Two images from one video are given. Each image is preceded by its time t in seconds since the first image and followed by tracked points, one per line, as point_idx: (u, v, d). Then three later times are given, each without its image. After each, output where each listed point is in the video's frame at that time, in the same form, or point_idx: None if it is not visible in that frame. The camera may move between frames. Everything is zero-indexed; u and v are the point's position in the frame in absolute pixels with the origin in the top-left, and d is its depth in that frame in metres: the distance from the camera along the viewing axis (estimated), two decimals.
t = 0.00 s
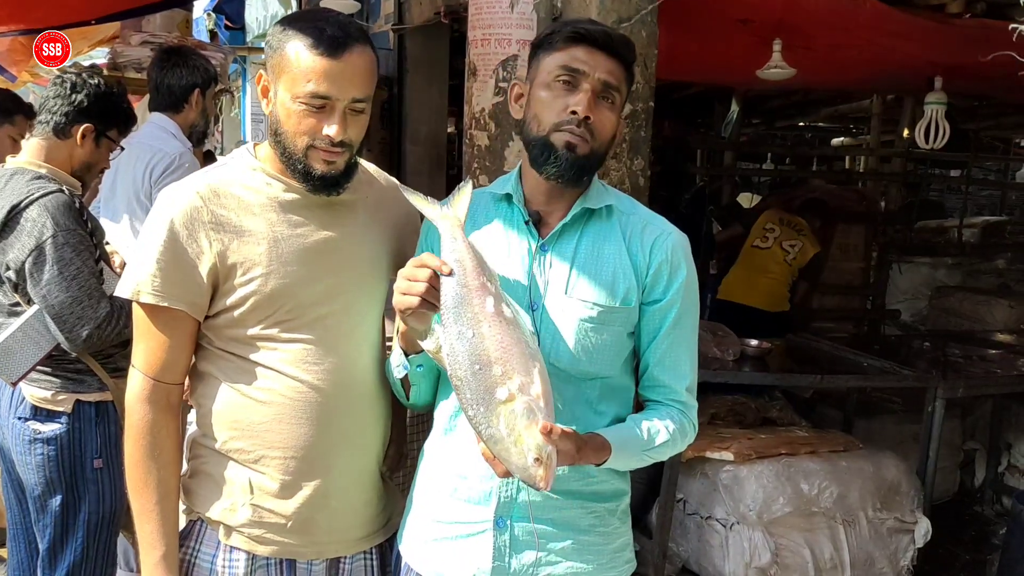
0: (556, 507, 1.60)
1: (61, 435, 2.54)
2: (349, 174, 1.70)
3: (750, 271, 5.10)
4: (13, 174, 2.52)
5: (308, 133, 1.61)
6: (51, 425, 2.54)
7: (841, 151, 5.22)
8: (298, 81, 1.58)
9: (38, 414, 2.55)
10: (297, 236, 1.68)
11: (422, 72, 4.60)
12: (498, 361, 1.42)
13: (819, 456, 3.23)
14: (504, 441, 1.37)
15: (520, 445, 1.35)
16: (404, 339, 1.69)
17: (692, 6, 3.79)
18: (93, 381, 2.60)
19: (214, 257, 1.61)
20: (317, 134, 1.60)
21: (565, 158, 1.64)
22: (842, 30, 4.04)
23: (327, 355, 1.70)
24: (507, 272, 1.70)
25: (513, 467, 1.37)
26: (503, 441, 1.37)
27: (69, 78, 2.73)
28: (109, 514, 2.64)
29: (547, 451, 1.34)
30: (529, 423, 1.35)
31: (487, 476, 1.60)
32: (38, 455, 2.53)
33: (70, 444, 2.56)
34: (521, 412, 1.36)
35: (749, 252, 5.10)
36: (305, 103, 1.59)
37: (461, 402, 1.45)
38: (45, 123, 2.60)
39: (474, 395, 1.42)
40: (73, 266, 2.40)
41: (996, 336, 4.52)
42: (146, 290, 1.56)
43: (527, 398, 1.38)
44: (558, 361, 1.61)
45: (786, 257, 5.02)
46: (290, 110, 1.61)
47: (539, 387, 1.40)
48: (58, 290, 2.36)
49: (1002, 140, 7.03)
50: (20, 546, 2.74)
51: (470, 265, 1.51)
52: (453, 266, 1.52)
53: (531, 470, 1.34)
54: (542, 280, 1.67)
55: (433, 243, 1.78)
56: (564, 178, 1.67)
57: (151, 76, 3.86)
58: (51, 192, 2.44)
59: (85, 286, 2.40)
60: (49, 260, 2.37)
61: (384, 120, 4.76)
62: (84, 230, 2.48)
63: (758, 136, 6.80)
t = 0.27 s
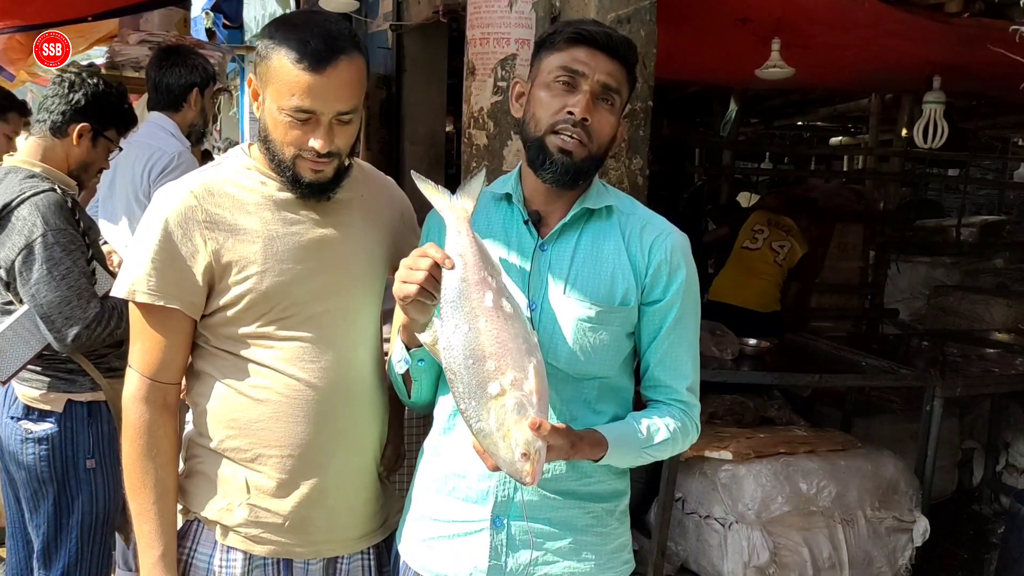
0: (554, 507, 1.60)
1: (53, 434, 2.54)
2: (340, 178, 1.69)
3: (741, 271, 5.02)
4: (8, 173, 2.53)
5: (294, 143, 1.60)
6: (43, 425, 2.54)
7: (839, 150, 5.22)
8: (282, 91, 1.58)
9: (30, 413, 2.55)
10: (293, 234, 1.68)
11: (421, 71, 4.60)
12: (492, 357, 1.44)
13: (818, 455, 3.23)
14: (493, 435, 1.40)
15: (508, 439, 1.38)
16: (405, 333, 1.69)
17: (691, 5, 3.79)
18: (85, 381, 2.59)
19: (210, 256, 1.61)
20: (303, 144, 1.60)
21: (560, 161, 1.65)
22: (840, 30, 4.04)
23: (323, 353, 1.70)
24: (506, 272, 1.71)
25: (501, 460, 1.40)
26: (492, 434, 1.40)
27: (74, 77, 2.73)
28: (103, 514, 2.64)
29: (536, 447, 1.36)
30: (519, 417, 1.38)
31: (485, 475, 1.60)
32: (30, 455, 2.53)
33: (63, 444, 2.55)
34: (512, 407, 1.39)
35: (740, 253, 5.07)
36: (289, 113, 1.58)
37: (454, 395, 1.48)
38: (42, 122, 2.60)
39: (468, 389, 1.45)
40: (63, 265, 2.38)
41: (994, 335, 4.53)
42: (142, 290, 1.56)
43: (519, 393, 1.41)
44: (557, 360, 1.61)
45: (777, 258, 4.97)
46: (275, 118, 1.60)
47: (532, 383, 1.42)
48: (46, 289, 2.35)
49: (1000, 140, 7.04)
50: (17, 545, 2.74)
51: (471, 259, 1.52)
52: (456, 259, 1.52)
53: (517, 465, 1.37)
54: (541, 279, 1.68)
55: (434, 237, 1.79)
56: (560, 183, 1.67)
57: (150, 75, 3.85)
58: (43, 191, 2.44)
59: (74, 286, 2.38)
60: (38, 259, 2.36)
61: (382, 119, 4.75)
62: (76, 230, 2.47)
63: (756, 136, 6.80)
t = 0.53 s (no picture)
0: (556, 505, 1.60)
1: (46, 433, 2.54)
2: (338, 178, 1.69)
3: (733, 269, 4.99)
4: (3, 171, 2.52)
5: (292, 143, 1.60)
6: (36, 423, 2.54)
7: (841, 149, 5.22)
8: (278, 91, 1.57)
9: (24, 411, 2.55)
10: (293, 233, 1.67)
11: (422, 70, 4.59)
12: (489, 356, 1.44)
13: (819, 455, 3.22)
14: (488, 434, 1.41)
15: (502, 438, 1.38)
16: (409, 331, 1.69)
17: (692, 4, 3.78)
18: (78, 380, 2.57)
19: (209, 255, 1.61)
20: (300, 145, 1.60)
21: (561, 158, 1.64)
22: (842, 29, 4.03)
23: (323, 352, 1.69)
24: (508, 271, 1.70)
25: (496, 459, 1.41)
26: (486, 434, 1.40)
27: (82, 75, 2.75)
28: (97, 514, 2.63)
29: (529, 446, 1.37)
30: (512, 417, 1.38)
31: (487, 474, 1.60)
32: (23, 453, 2.53)
33: (56, 442, 2.55)
34: (506, 406, 1.39)
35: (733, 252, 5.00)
36: (285, 113, 1.58)
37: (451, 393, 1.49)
38: (43, 120, 2.60)
39: (464, 387, 1.45)
40: (51, 264, 2.36)
41: (996, 334, 4.53)
42: (141, 290, 1.56)
43: (514, 392, 1.41)
44: (559, 358, 1.61)
45: (770, 258, 4.92)
46: (273, 117, 1.60)
47: (528, 382, 1.42)
48: (34, 288, 2.34)
49: (1000, 139, 7.04)
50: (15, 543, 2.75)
51: (468, 257, 1.50)
52: (455, 257, 1.51)
53: (511, 465, 1.38)
54: (543, 278, 1.67)
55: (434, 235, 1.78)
56: (561, 179, 1.67)
57: (151, 73, 3.85)
58: (34, 189, 2.43)
59: (62, 284, 2.36)
60: (26, 257, 2.35)
61: (383, 117, 4.75)
62: (67, 229, 2.46)
63: (757, 135, 6.79)
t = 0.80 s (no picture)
0: (563, 501, 1.60)
1: (45, 428, 2.54)
2: (345, 169, 1.68)
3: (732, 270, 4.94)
4: (4, 166, 2.53)
5: (298, 131, 1.60)
6: (36, 418, 2.55)
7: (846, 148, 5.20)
8: (284, 79, 1.58)
9: (24, 406, 2.56)
10: (299, 228, 1.67)
11: (427, 68, 4.59)
12: (495, 351, 1.44)
13: (825, 453, 3.21)
14: (496, 430, 1.40)
15: (510, 435, 1.37)
16: (416, 329, 1.69)
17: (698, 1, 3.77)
18: (78, 376, 2.57)
19: (216, 251, 1.61)
20: (307, 133, 1.60)
21: (565, 158, 1.65)
22: (848, 26, 4.03)
23: (329, 347, 1.69)
24: (514, 267, 1.70)
25: (504, 455, 1.40)
26: (494, 430, 1.40)
27: (89, 72, 2.75)
28: (97, 512, 2.61)
29: (538, 442, 1.36)
30: (520, 412, 1.38)
31: (493, 470, 1.60)
32: (23, 449, 2.54)
33: (54, 438, 2.54)
34: (514, 402, 1.39)
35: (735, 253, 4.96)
36: (291, 101, 1.59)
37: (458, 389, 1.49)
38: (48, 116, 2.62)
39: (471, 383, 1.45)
40: (44, 259, 2.36)
41: (1002, 333, 4.51)
42: (148, 285, 1.56)
43: (521, 388, 1.40)
44: (566, 354, 1.61)
45: (771, 260, 4.89)
46: (279, 108, 1.61)
47: (535, 377, 1.41)
48: (26, 283, 2.34)
49: (1006, 138, 7.02)
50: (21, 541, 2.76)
51: (473, 253, 1.50)
52: (461, 254, 1.51)
53: (519, 460, 1.37)
54: (549, 274, 1.67)
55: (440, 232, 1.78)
56: (565, 179, 1.67)
57: (156, 71, 3.85)
58: (31, 184, 2.42)
59: (54, 281, 2.35)
60: (19, 253, 2.35)
61: (388, 116, 4.75)
62: (63, 224, 2.44)
63: (761, 133, 6.78)
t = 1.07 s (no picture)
0: (570, 501, 1.60)
1: (43, 427, 2.54)
2: (351, 165, 1.68)
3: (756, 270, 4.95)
4: (9, 165, 2.55)
5: (303, 123, 1.61)
6: (35, 416, 2.55)
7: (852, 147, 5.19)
8: (288, 71, 1.59)
9: (25, 404, 2.57)
10: (306, 227, 1.68)
11: (432, 67, 4.60)
12: (502, 351, 1.44)
13: (831, 453, 3.21)
14: (503, 431, 1.41)
15: (518, 435, 1.38)
16: (422, 331, 1.69)
17: None
18: (76, 374, 2.57)
19: (223, 250, 1.62)
20: (311, 125, 1.61)
21: (568, 159, 1.65)
22: (854, 25, 4.02)
23: (336, 346, 1.70)
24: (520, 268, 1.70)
25: (511, 456, 1.40)
26: (501, 431, 1.40)
27: (98, 72, 2.76)
28: (96, 511, 2.60)
29: (545, 442, 1.36)
30: (527, 412, 1.38)
31: (500, 469, 1.60)
32: (22, 446, 2.55)
33: (52, 436, 2.54)
34: (521, 402, 1.39)
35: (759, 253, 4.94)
36: (295, 93, 1.60)
37: (464, 389, 1.49)
38: (58, 115, 2.64)
39: (479, 383, 1.45)
40: (40, 257, 2.36)
41: (1008, 332, 4.50)
42: (155, 284, 1.57)
43: (528, 389, 1.40)
44: (572, 354, 1.61)
45: (795, 258, 4.89)
46: (283, 102, 1.62)
47: (542, 377, 1.42)
48: (21, 280, 2.34)
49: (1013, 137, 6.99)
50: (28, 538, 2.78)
51: (479, 254, 1.51)
52: (467, 255, 1.51)
53: (527, 461, 1.37)
54: (555, 274, 1.67)
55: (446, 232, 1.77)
56: (569, 181, 1.67)
57: (163, 69, 3.86)
58: (31, 182, 2.44)
59: (50, 277, 2.35)
60: (16, 250, 2.36)
61: (394, 115, 4.76)
62: (62, 222, 2.45)
63: (767, 132, 6.77)
